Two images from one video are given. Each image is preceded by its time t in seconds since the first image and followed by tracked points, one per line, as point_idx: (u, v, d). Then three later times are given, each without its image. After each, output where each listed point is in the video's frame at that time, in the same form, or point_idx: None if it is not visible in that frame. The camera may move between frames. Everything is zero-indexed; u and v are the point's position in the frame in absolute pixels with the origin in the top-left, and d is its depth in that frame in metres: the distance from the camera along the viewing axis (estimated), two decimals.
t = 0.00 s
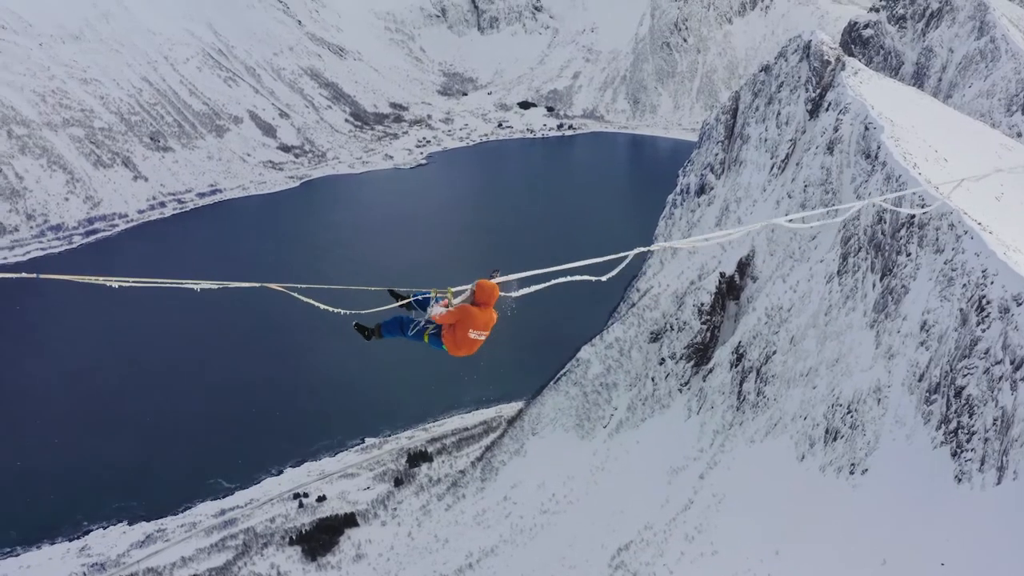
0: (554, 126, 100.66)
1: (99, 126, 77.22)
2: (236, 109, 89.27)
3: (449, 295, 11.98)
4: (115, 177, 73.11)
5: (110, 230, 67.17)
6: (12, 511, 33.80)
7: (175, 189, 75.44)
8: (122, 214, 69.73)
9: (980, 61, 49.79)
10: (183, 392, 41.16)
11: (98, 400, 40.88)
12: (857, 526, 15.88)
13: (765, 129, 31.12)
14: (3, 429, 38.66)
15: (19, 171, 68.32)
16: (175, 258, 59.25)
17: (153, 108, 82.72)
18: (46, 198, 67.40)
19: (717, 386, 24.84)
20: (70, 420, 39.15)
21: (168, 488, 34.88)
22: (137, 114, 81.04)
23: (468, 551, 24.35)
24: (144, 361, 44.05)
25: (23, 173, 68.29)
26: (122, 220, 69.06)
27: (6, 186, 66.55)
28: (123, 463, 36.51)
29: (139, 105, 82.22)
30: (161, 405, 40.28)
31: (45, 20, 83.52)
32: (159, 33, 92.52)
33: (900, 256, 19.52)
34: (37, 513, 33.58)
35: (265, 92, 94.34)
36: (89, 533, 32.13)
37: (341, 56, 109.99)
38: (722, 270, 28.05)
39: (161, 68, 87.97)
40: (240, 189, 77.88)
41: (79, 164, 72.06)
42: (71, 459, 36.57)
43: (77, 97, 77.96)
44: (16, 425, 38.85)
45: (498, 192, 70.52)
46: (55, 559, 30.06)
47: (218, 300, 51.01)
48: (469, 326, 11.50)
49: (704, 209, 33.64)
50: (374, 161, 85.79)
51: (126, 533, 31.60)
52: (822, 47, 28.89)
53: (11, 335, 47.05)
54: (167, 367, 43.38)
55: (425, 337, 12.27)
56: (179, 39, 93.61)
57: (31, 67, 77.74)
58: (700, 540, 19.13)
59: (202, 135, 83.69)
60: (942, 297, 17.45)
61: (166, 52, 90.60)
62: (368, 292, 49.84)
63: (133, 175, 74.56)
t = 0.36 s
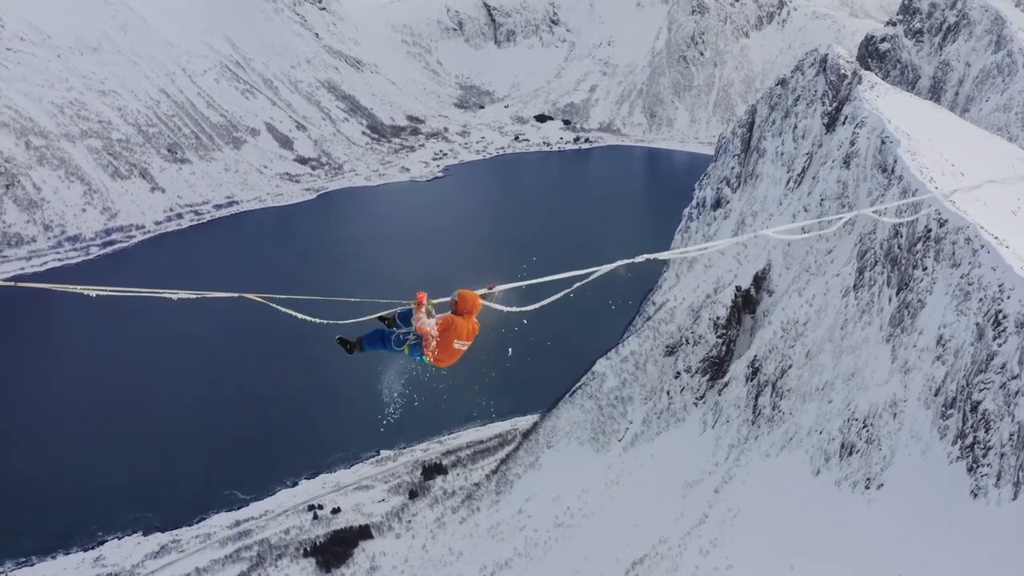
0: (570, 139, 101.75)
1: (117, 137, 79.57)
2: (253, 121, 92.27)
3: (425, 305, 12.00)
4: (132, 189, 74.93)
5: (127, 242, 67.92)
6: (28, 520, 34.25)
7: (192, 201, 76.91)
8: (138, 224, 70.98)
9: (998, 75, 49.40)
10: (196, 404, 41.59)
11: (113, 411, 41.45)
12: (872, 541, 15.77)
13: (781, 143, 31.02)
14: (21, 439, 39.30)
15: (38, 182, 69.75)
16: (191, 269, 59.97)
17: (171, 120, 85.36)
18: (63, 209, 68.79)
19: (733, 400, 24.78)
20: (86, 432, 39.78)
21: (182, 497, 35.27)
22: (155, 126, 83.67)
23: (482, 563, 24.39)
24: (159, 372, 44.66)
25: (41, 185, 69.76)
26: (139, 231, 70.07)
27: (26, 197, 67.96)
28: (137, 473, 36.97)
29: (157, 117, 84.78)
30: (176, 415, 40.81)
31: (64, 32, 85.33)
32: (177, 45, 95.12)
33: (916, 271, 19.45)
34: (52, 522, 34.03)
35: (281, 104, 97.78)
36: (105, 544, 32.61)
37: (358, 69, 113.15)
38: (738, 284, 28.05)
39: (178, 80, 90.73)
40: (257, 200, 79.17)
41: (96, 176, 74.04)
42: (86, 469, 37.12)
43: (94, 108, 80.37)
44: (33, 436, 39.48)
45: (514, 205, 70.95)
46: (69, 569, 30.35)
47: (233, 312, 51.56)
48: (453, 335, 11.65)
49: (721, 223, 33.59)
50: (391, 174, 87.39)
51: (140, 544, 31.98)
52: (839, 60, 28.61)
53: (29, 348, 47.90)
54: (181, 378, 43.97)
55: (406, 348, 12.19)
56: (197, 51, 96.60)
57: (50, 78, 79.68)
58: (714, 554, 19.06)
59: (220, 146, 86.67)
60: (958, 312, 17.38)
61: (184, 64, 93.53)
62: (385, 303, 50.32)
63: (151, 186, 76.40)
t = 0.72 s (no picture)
0: (591, 153, 102.42)
1: (139, 149, 81.36)
2: (273, 134, 93.81)
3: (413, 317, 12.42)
4: (152, 200, 76.74)
5: (146, 252, 69.11)
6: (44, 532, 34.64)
7: (211, 212, 78.71)
8: (159, 236, 72.20)
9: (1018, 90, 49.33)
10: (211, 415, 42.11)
11: (131, 422, 42.17)
12: (891, 558, 15.68)
13: (801, 156, 30.97)
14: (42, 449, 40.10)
15: (59, 193, 71.44)
16: (211, 281, 60.89)
17: (191, 132, 87.45)
18: (85, 220, 70.39)
19: (753, 414, 24.75)
20: (104, 442, 40.50)
21: (198, 506, 35.76)
22: (175, 138, 85.44)
23: None
24: (176, 384, 45.38)
25: (63, 196, 71.54)
26: (159, 242, 71.24)
27: (48, 208, 69.73)
28: (155, 482, 37.52)
29: (178, 128, 86.95)
30: (192, 425, 41.39)
31: (86, 44, 88.55)
32: (198, 57, 97.72)
33: (937, 285, 19.38)
34: (70, 530, 34.58)
35: (302, 116, 99.36)
36: (123, 553, 33.08)
37: (378, 82, 114.55)
38: (758, 298, 28.03)
39: (199, 92, 93.04)
40: (277, 212, 80.48)
41: (117, 187, 76.02)
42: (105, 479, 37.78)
43: (116, 120, 82.74)
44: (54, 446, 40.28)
45: (533, 218, 71.48)
46: None
47: (251, 323, 52.27)
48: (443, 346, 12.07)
49: (740, 237, 33.58)
50: (411, 186, 88.97)
51: (158, 554, 32.43)
52: (859, 74, 28.61)
53: (51, 360, 48.93)
54: (198, 389, 44.66)
55: (395, 360, 12.85)
56: (218, 64, 99.52)
57: (72, 90, 82.13)
58: (733, 569, 19.06)
59: (241, 158, 88.32)
60: (979, 326, 17.31)
61: (206, 76, 96.21)
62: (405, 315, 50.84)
63: (172, 198, 78.24)
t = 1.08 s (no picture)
0: (618, 164, 102.67)
1: (167, 157, 82.52)
2: (302, 143, 95.32)
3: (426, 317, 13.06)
4: (181, 209, 78.25)
5: (174, 260, 71.85)
6: (72, 538, 35.37)
7: (240, 221, 80.50)
8: (187, 244, 74.58)
9: None
10: (235, 423, 42.81)
11: (155, 427, 43.07)
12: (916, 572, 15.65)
13: (829, 168, 30.83)
14: (69, 454, 41.17)
15: (88, 201, 72.60)
16: (237, 289, 62.03)
17: (220, 141, 88.63)
18: (113, 228, 72.00)
19: (778, 427, 24.69)
20: (130, 450, 41.29)
21: (218, 513, 36.41)
22: (204, 147, 86.68)
23: None
24: (200, 390, 46.18)
25: (91, 203, 72.73)
26: (187, 250, 73.86)
27: (77, 216, 70.98)
28: (177, 488, 38.26)
29: (207, 137, 88.14)
30: (214, 433, 42.14)
31: (116, 52, 89.06)
32: (227, 67, 98.52)
33: (965, 298, 19.27)
34: (97, 536, 35.40)
35: (330, 126, 101.09)
36: (149, 560, 33.81)
37: (406, 93, 116.30)
38: (785, 310, 27.96)
39: (228, 101, 94.40)
40: (304, 222, 82.60)
41: (146, 195, 77.27)
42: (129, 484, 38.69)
43: (145, 129, 83.76)
44: (81, 451, 41.33)
45: (560, 228, 72.03)
46: None
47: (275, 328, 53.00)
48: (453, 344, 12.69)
49: (767, 248, 33.39)
50: (438, 197, 90.44)
51: (183, 561, 33.11)
52: (888, 86, 28.52)
53: (79, 365, 50.09)
54: (221, 397, 45.39)
55: (410, 362, 13.38)
56: (247, 73, 100.39)
57: (101, 98, 83.05)
58: None
59: (269, 167, 90.20)
60: (1007, 340, 17.21)
61: (235, 86, 97.22)
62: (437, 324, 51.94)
63: (200, 207, 79.89)
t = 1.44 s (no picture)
0: (643, 170, 102.68)
1: (194, 162, 84.43)
2: (328, 148, 97.11)
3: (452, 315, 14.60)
4: (207, 213, 79.88)
5: (201, 263, 73.14)
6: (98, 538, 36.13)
7: (266, 225, 82.00)
8: (213, 248, 75.91)
9: None
10: (255, 423, 43.37)
11: (175, 429, 43.73)
12: None
13: (855, 175, 30.66)
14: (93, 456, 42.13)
15: (114, 204, 75.18)
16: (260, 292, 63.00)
17: (246, 145, 90.48)
18: (139, 231, 74.54)
19: (802, 434, 24.63)
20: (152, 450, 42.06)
21: (238, 515, 36.94)
22: (230, 151, 88.56)
23: None
24: (219, 393, 46.80)
25: (118, 207, 75.18)
26: (213, 253, 75.26)
27: (103, 219, 73.81)
28: (198, 489, 38.84)
29: (234, 141, 90.04)
30: (233, 433, 42.78)
31: (144, 57, 90.48)
32: (254, 71, 100.29)
33: (991, 306, 19.17)
34: (122, 536, 36.13)
35: (356, 131, 102.75)
36: (172, 561, 34.48)
37: (432, 98, 117.66)
38: (810, 317, 27.91)
39: (255, 105, 96.33)
40: (330, 226, 84.06)
41: (172, 199, 79.22)
42: (151, 485, 39.31)
43: (171, 132, 85.46)
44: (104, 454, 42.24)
45: (585, 234, 72.37)
46: None
47: (298, 331, 53.75)
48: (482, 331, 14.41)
49: (792, 255, 33.30)
50: (464, 202, 91.48)
51: (206, 563, 33.69)
52: (913, 93, 28.41)
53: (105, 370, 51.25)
54: (240, 399, 45.93)
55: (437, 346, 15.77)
56: (274, 78, 102.10)
57: (128, 102, 84.70)
58: None
59: (295, 171, 91.96)
60: None
61: (262, 90, 99.02)
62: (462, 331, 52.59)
63: (226, 211, 81.54)
